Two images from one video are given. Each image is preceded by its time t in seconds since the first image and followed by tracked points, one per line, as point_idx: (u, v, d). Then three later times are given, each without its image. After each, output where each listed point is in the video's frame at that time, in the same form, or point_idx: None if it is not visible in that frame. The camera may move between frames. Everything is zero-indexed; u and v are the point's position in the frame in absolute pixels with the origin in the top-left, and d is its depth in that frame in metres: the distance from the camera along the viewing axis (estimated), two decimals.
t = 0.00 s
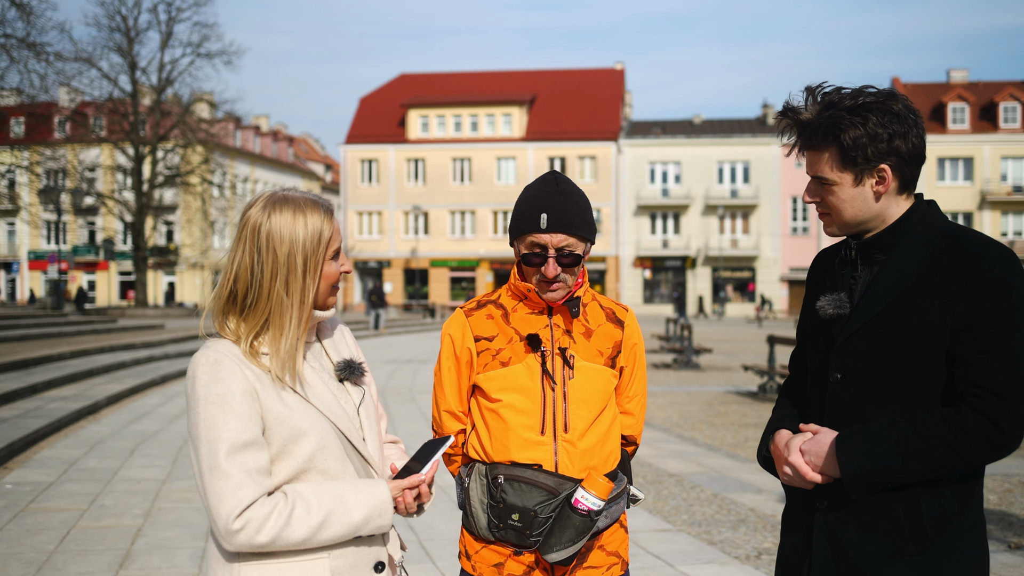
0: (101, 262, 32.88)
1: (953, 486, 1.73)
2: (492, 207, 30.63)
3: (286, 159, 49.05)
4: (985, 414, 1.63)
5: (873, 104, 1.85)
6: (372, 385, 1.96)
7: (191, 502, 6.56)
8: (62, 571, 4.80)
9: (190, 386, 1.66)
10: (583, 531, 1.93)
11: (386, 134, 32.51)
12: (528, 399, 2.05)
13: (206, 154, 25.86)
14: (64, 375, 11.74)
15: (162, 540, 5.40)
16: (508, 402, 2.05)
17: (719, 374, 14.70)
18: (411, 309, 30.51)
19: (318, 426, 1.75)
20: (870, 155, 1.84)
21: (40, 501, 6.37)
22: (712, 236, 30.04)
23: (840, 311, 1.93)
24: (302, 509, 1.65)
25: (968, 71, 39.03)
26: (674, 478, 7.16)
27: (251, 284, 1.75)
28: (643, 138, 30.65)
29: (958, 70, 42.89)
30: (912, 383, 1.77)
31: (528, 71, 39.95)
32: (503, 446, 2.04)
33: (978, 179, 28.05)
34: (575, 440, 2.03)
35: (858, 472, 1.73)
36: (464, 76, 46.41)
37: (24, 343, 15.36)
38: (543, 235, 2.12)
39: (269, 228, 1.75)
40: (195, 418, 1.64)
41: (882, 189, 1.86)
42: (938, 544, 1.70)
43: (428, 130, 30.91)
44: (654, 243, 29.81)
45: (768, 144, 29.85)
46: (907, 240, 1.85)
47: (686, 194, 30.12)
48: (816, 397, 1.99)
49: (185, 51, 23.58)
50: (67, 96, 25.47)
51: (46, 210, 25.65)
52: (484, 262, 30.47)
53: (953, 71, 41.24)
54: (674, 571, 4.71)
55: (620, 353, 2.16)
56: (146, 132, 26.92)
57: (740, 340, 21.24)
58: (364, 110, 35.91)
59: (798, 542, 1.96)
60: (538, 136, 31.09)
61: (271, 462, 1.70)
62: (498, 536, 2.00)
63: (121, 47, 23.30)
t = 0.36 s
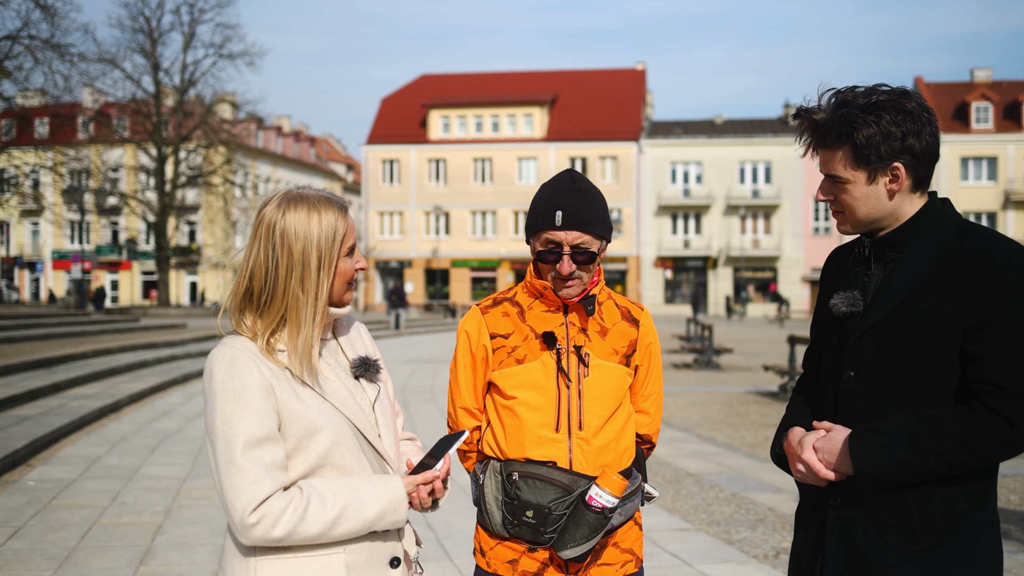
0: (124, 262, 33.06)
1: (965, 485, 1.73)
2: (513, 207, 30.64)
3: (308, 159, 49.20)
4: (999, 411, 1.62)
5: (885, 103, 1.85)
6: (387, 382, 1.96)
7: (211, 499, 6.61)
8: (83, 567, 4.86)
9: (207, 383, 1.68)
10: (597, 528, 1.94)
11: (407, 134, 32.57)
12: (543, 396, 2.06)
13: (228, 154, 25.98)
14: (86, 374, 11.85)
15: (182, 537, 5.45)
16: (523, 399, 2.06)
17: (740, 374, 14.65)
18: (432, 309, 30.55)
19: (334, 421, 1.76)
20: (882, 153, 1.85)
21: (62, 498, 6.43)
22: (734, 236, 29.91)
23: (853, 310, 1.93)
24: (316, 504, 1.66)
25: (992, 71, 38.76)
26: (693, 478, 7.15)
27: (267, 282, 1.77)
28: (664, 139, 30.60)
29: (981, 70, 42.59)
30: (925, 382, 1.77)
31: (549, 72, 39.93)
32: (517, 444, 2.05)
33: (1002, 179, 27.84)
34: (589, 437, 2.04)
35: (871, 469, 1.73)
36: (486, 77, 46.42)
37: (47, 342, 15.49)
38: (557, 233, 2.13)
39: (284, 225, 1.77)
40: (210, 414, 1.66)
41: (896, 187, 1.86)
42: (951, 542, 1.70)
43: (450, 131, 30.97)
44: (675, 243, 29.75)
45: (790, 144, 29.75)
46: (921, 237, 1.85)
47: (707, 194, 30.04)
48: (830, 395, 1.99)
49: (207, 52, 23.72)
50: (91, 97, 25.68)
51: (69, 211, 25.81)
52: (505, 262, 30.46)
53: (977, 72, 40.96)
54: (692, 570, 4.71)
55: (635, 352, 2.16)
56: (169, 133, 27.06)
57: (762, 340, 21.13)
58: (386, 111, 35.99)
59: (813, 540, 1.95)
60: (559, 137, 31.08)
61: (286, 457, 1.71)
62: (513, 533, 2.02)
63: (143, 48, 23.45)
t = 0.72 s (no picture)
0: (150, 263, 33.34)
1: (977, 486, 1.71)
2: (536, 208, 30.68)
3: (332, 161, 49.40)
4: (1009, 412, 1.61)
5: (902, 103, 1.83)
6: (403, 382, 1.98)
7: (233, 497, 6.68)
8: (106, 564, 4.93)
9: (226, 381, 1.71)
10: (607, 527, 1.96)
11: (430, 135, 32.68)
12: (556, 396, 2.09)
13: (252, 155, 26.20)
14: (111, 373, 11.98)
15: (203, 535, 5.51)
16: (536, 399, 2.10)
17: (762, 375, 14.64)
18: (455, 309, 30.64)
19: (350, 421, 1.79)
20: (905, 154, 1.81)
21: (86, 495, 6.52)
22: (757, 237, 29.83)
23: (865, 311, 1.91)
24: (333, 501, 1.69)
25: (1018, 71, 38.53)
26: (713, 479, 7.17)
27: (287, 285, 1.80)
28: (687, 139, 30.61)
29: (1007, 70, 42.32)
30: (936, 383, 1.74)
31: (573, 73, 39.96)
32: (531, 443, 2.08)
33: None
34: (602, 438, 2.07)
35: (880, 469, 1.71)
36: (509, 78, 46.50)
37: (73, 341, 15.67)
38: (569, 235, 2.15)
39: (302, 227, 1.80)
40: (230, 413, 1.70)
41: (925, 185, 1.83)
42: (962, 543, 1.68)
43: (473, 132, 31.08)
44: (699, 244, 29.73)
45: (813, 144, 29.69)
46: (934, 237, 1.82)
47: (730, 195, 30.01)
48: (842, 395, 1.97)
49: (232, 54, 23.90)
50: (118, 99, 25.97)
51: (96, 212, 26.06)
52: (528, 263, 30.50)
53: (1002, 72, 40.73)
54: (710, 571, 4.73)
55: (649, 353, 2.18)
56: (194, 135, 27.26)
57: (785, 342, 21.09)
58: (410, 113, 36.13)
59: (825, 540, 1.94)
60: (582, 138, 31.13)
61: (303, 455, 1.74)
62: (525, 531, 2.05)
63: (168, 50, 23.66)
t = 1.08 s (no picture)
0: (169, 264, 33.48)
1: (990, 486, 1.73)
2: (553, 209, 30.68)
3: (350, 162, 49.55)
4: (1020, 412, 1.62)
5: (895, 113, 1.84)
6: (407, 381, 2.01)
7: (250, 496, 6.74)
8: (123, 562, 4.99)
9: (233, 380, 1.75)
10: (607, 525, 1.99)
11: (448, 136, 32.72)
12: (557, 395, 2.12)
13: (271, 156, 26.32)
14: (129, 373, 12.06)
15: (218, 533, 5.56)
16: (538, 399, 2.13)
17: (779, 376, 14.61)
18: (473, 310, 30.67)
19: (353, 419, 1.82)
20: (907, 161, 1.81)
21: (104, 494, 6.59)
22: (776, 238, 29.70)
23: (870, 315, 1.92)
24: (335, 498, 1.73)
25: None
26: (726, 480, 7.19)
27: (291, 285, 1.84)
28: (705, 140, 30.52)
29: None
30: (945, 386, 1.77)
31: (591, 73, 39.90)
32: (532, 442, 2.12)
33: None
34: (602, 437, 2.10)
35: (892, 472, 1.72)
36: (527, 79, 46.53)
37: (92, 341, 15.80)
38: (569, 238, 2.18)
39: (308, 229, 1.84)
40: (237, 411, 1.74)
41: (928, 191, 1.84)
42: (978, 544, 1.71)
43: (490, 133, 31.10)
44: (716, 245, 29.66)
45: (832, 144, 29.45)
46: (938, 242, 1.84)
47: (749, 195, 29.90)
48: (851, 399, 1.98)
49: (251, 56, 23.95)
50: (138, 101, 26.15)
51: (115, 213, 26.17)
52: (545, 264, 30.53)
53: None
54: (720, 571, 4.76)
55: (650, 354, 2.21)
56: (212, 136, 27.32)
57: (803, 344, 20.98)
58: (427, 113, 36.20)
59: (835, 543, 1.96)
60: (599, 139, 31.07)
61: (307, 454, 1.78)
62: (527, 529, 2.09)
63: (187, 52, 23.70)
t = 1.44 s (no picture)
0: (185, 264, 33.65)
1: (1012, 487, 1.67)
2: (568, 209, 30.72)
3: (366, 162, 49.69)
4: None
5: (901, 114, 1.81)
6: (407, 380, 2.04)
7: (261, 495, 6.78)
8: (135, 559, 5.04)
9: (235, 379, 1.79)
10: (605, 522, 2.02)
11: (463, 136, 32.83)
12: (556, 394, 2.15)
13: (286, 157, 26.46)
14: (144, 373, 12.14)
15: (229, 532, 5.61)
16: (536, 397, 2.16)
17: (792, 377, 14.58)
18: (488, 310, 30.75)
19: (353, 415, 1.86)
20: (914, 161, 1.79)
21: (116, 492, 6.65)
22: (790, 238, 29.62)
23: (879, 318, 1.89)
24: (333, 494, 1.77)
25: None
26: (735, 480, 7.19)
27: (292, 283, 1.87)
28: (720, 140, 30.48)
29: None
30: (960, 386, 1.73)
31: (606, 73, 39.89)
32: (531, 440, 2.15)
33: None
34: (600, 435, 2.12)
35: (909, 476, 1.68)
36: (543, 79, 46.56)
37: (108, 341, 15.89)
38: (564, 237, 2.22)
39: (307, 228, 1.87)
40: (238, 408, 1.77)
41: (933, 190, 1.81)
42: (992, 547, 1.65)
43: (505, 132, 31.18)
44: (731, 245, 29.63)
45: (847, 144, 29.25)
46: (944, 244, 1.81)
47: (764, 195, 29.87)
48: (858, 403, 1.93)
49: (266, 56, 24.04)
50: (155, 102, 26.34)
51: (132, 214, 26.33)
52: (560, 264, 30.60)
53: None
54: (726, 571, 4.77)
55: (647, 352, 2.24)
56: (228, 136, 27.44)
57: (816, 344, 20.94)
58: (442, 113, 36.26)
59: (848, 548, 1.89)
60: (614, 138, 31.06)
61: (307, 451, 1.81)
62: (525, 525, 2.12)
63: (203, 53, 23.81)
